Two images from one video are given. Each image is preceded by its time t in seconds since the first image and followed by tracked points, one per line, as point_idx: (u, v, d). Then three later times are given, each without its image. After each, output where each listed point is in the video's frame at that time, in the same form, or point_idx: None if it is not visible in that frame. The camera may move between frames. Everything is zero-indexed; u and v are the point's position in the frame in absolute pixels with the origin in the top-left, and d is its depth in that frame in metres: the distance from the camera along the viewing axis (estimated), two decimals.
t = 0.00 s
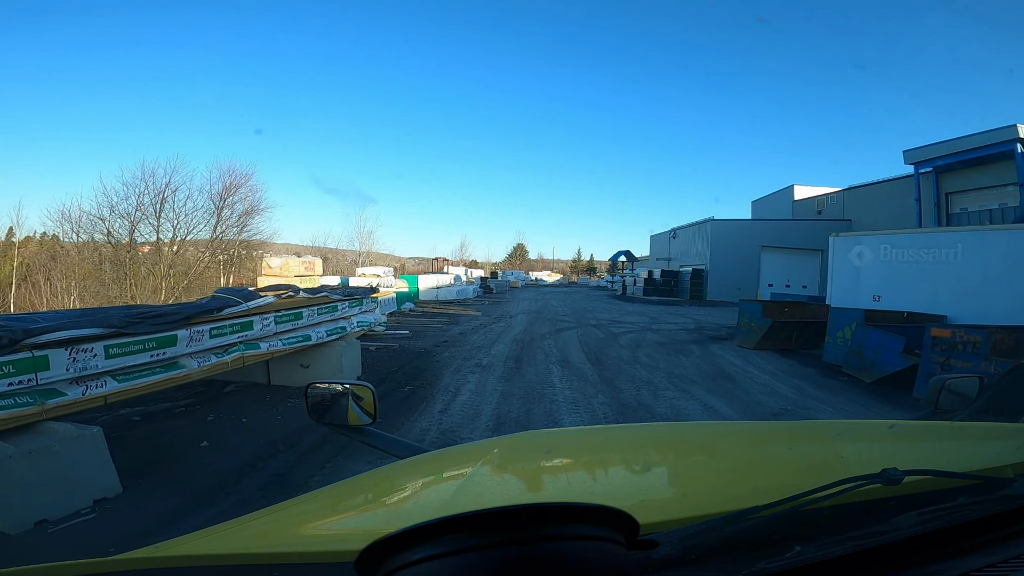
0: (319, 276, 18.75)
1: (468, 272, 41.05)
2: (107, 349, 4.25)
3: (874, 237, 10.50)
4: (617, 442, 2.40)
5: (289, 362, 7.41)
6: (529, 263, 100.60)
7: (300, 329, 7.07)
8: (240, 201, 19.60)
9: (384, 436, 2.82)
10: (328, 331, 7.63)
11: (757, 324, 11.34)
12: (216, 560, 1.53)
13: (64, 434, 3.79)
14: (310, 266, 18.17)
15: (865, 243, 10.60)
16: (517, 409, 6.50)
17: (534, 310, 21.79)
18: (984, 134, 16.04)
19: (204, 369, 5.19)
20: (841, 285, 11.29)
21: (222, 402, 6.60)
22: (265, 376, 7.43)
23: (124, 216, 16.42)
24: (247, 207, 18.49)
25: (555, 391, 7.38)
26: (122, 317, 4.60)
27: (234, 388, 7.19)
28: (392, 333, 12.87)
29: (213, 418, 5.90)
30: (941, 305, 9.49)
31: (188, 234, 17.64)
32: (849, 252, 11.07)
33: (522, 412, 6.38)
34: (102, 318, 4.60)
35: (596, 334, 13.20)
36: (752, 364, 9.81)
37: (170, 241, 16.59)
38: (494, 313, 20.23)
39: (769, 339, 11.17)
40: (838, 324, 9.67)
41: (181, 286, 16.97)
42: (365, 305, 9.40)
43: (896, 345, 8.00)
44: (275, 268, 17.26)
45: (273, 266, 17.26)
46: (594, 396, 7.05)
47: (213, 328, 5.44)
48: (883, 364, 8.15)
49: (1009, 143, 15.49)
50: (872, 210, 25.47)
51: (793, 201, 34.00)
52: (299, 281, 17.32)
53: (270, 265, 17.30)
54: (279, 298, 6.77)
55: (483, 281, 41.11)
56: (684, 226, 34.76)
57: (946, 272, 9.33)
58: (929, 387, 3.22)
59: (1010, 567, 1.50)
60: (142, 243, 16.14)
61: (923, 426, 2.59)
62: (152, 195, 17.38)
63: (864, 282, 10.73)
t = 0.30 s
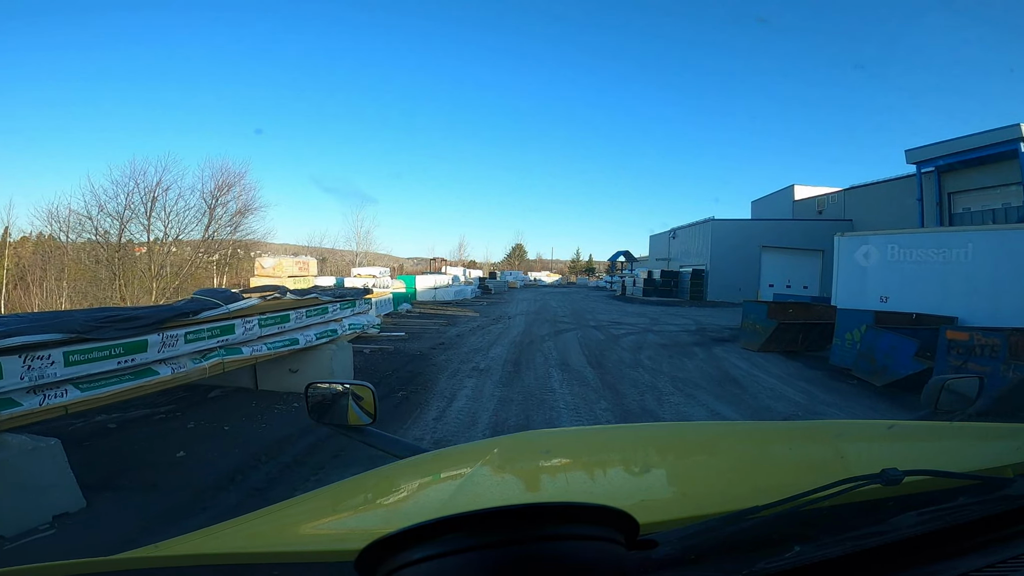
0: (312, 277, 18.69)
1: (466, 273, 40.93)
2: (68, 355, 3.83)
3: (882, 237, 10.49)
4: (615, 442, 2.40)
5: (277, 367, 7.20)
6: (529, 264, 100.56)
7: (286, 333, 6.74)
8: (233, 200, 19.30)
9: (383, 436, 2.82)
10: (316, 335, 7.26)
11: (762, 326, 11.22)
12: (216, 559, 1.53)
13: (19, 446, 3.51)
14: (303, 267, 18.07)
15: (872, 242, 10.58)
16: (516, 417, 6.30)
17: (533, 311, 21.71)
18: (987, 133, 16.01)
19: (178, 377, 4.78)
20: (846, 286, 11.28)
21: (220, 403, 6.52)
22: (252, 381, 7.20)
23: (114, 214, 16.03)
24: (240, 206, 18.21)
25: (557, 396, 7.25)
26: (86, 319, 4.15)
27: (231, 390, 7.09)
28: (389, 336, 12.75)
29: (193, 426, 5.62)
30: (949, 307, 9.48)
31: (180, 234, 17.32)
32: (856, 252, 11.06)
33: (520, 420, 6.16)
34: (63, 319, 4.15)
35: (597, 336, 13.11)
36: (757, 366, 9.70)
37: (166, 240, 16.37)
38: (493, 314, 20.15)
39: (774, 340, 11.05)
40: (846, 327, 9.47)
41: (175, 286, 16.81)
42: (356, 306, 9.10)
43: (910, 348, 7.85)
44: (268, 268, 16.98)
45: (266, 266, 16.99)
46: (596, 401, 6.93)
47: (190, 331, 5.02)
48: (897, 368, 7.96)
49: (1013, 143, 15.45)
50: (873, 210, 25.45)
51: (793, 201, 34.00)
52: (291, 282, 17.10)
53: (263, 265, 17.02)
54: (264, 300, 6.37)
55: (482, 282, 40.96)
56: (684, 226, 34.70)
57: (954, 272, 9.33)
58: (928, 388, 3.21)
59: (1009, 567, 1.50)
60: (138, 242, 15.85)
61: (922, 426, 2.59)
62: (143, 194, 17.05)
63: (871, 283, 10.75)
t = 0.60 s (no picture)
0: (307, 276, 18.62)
1: (465, 273, 40.83)
2: (26, 362, 3.77)
3: (888, 237, 10.57)
4: (614, 442, 2.40)
5: (266, 371, 6.99)
6: (528, 264, 100.50)
7: (274, 336, 6.65)
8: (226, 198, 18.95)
9: (383, 436, 2.82)
10: (306, 337, 7.15)
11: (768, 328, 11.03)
12: (216, 559, 1.53)
13: None
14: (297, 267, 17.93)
15: (878, 242, 10.67)
16: (515, 424, 6.10)
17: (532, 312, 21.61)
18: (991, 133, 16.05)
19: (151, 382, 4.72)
20: (855, 287, 11.33)
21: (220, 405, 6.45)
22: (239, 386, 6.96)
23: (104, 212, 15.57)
24: (236, 206, 17.95)
25: (558, 403, 7.10)
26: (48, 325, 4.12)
27: (226, 393, 6.94)
28: (386, 338, 12.62)
29: (174, 432, 5.42)
30: (958, 307, 9.41)
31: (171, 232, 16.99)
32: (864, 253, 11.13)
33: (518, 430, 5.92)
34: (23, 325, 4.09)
35: (598, 338, 13.05)
36: (762, 368, 9.58)
37: (161, 240, 16.16)
38: (492, 315, 20.06)
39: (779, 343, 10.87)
40: (854, 327, 9.16)
41: (169, 286, 16.70)
42: (350, 307, 8.92)
43: (924, 351, 7.56)
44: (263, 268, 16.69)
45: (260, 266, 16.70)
46: (598, 406, 6.78)
47: (164, 335, 4.95)
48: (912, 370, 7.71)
49: (1015, 142, 15.51)
50: (875, 210, 25.44)
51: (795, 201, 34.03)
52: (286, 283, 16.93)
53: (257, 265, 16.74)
54: (248, 301, 6.28)
55: (481, 282, 40.85)
56: (684, 226, 34.67)
57: (962, 273, 9.32)
58: (929, 386, 3.22)
59: (1010, 566, 1.50)
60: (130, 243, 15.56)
61: (924, 426, 2.59)
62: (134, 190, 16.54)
63: (879, 283, 10.80)
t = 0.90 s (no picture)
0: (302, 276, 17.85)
1: (463, 273, 40.57)
2: None
3: (896, 237, 10.52)
4: (615, 442, 2.40)
5: (254, 376, 6.77)
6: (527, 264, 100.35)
7: (259, 340, 6.47)
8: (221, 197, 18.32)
9: (383, 436, 2.82)
10: (294, 340, 6.97)
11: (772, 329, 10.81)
12: (213, 561, 1.53)
13: None
14: (292, 266, 17.11)
15: (886, 243, 10.62)
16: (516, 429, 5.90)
17: (531, 313, 21.42)
18: (991, 134, 16.19)
19: (121, 390, 4.57)
20: (861, 288, 11.30)
21: (216, 409, 6.33)
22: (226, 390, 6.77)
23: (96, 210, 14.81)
24: (232, 202, 17.36)
25: (559, 405, 6.98)
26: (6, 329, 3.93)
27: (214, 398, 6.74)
28: (382, 340, 12.45)
29: (154, 439, 5.26)
30: (970, 309, 9.40)
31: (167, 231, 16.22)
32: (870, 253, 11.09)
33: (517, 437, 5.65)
34: None
35: (599, 340, 12.95)
36: (768, 371, 9.42)
37: (159, 241, 15.52)
38: (490, 317, 19.93)
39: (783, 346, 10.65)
40: (863, 329, 8.96)
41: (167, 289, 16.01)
42: (343, 309, 8.71)
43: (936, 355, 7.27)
44: (255, 268, 15.32)
45: (252, 266, 15.42)
46: (601, 409, 6.66)
47: (136, 340, 4.80)
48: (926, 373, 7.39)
49: (1016, 143, 15.62)
50: (876, 211, 25.40)
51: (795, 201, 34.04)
52: (281, 284, 16.06)
53: (248, 264, 15.41)
54: (231, 305, 6.11)
55: (480, 283, 40.61)
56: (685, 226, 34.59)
57: (974, 274, 9.29)
58: (929, 387, 3.22)
59: (1010, 567, 1.50)
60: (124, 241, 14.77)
61: (925, 426, 2.59)
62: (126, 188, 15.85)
63: (885, 283, 10.77)
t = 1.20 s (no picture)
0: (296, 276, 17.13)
1: (462, 273, 40.51)
2: None
3: (902, 237, 10.51)
4: (617, 442, 2.40)
5: (241, 380, 6.44)
6: (526, 264, 100.32)
7: (243, 345, 6.13)
8: (213, 196, 18.23)
9: (383, 435, 2.82)
10: (281, 344, 6.60)
11: (777, 330, 10.70)
12: (212, 561, 1.52)
13: None
14: (285, 267, 16.54)
15: (892, 243, 10.61)
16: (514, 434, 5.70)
17: (530, 314, 21.31)
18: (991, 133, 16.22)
19: (88, 400, 4.26)
20: (867, 288, 11.30)
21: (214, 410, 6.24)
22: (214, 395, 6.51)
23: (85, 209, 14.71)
24: (225, 201, 17.28)
25: (559, 408, 6.77)
26: None
27: (198, 404, 6.49)
28: (377, 342, 12.27)
29: (129, 450, 5.06)
30: (979, 311, 9.37)
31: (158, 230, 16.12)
32: (876, 252, 11.08)
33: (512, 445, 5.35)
34: None
35: (600, 342, 12.89)
36: (773, 374, 9.27)
37: (150, 241, 15.34)
38: (488, 318, 19.88)
39: (789, 347, 10.54)
40: (871, 331, 8.90)
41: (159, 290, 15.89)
42: (335, 312, 8.32)
43: (949, 358, 7.05)
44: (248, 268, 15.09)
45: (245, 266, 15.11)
46: (603, 412, 6.48)
47: (105, 346, 4.46)
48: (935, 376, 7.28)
49: (1017, 142, 15.63)
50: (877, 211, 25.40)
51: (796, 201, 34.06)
52: (273, 284, 15.64)
53: (242, 264, 15.13)
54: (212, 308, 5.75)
55: (479, 283, 40.62)
56: (685, 226, 34.57)
57: (983, 275, 9.26)
58: (930, 387, 3.21)
59: (1009, 568, 1.50)
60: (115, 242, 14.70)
61: (925, 427, 2.59)
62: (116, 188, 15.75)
63: (892, 283, 10.76)
